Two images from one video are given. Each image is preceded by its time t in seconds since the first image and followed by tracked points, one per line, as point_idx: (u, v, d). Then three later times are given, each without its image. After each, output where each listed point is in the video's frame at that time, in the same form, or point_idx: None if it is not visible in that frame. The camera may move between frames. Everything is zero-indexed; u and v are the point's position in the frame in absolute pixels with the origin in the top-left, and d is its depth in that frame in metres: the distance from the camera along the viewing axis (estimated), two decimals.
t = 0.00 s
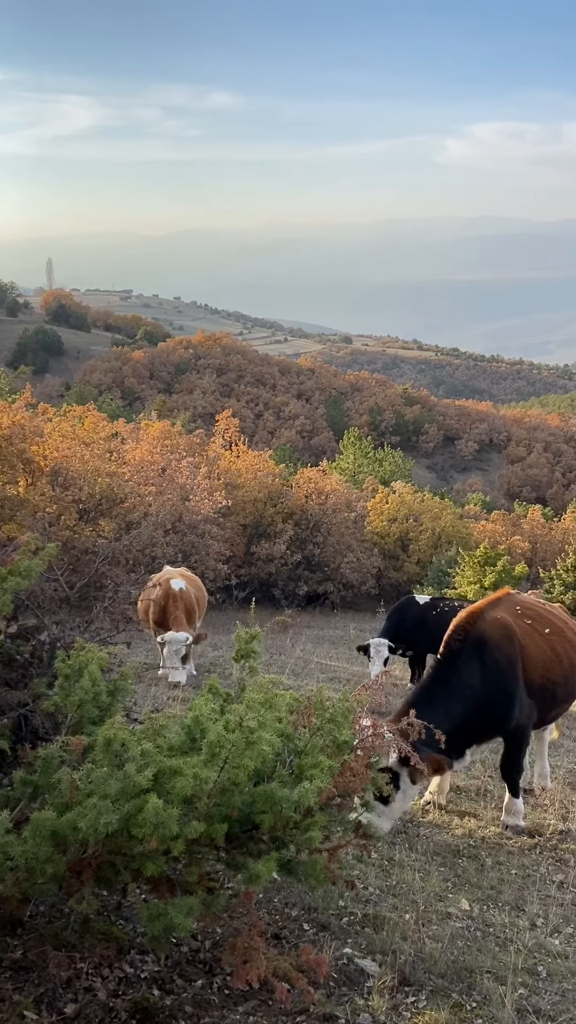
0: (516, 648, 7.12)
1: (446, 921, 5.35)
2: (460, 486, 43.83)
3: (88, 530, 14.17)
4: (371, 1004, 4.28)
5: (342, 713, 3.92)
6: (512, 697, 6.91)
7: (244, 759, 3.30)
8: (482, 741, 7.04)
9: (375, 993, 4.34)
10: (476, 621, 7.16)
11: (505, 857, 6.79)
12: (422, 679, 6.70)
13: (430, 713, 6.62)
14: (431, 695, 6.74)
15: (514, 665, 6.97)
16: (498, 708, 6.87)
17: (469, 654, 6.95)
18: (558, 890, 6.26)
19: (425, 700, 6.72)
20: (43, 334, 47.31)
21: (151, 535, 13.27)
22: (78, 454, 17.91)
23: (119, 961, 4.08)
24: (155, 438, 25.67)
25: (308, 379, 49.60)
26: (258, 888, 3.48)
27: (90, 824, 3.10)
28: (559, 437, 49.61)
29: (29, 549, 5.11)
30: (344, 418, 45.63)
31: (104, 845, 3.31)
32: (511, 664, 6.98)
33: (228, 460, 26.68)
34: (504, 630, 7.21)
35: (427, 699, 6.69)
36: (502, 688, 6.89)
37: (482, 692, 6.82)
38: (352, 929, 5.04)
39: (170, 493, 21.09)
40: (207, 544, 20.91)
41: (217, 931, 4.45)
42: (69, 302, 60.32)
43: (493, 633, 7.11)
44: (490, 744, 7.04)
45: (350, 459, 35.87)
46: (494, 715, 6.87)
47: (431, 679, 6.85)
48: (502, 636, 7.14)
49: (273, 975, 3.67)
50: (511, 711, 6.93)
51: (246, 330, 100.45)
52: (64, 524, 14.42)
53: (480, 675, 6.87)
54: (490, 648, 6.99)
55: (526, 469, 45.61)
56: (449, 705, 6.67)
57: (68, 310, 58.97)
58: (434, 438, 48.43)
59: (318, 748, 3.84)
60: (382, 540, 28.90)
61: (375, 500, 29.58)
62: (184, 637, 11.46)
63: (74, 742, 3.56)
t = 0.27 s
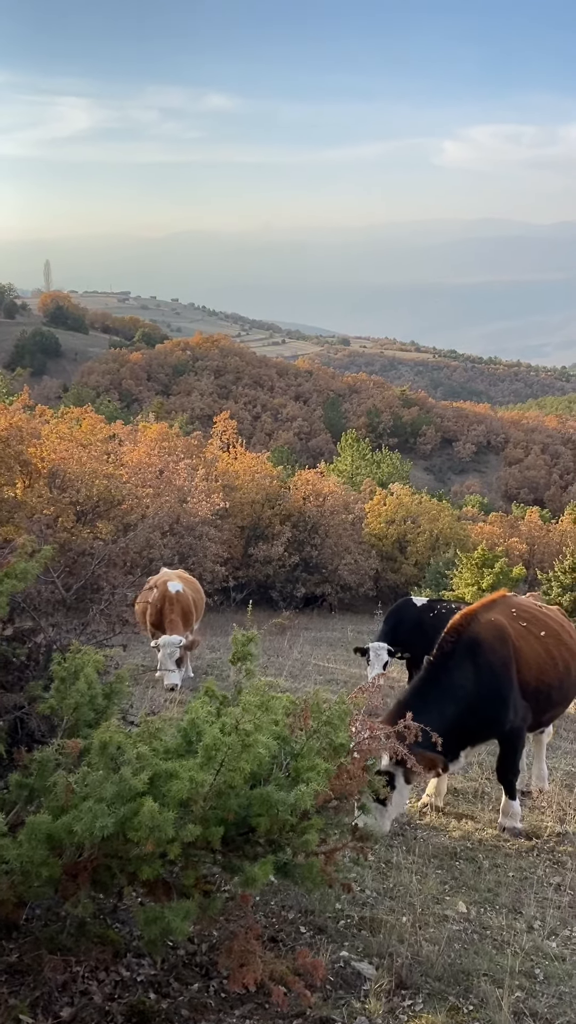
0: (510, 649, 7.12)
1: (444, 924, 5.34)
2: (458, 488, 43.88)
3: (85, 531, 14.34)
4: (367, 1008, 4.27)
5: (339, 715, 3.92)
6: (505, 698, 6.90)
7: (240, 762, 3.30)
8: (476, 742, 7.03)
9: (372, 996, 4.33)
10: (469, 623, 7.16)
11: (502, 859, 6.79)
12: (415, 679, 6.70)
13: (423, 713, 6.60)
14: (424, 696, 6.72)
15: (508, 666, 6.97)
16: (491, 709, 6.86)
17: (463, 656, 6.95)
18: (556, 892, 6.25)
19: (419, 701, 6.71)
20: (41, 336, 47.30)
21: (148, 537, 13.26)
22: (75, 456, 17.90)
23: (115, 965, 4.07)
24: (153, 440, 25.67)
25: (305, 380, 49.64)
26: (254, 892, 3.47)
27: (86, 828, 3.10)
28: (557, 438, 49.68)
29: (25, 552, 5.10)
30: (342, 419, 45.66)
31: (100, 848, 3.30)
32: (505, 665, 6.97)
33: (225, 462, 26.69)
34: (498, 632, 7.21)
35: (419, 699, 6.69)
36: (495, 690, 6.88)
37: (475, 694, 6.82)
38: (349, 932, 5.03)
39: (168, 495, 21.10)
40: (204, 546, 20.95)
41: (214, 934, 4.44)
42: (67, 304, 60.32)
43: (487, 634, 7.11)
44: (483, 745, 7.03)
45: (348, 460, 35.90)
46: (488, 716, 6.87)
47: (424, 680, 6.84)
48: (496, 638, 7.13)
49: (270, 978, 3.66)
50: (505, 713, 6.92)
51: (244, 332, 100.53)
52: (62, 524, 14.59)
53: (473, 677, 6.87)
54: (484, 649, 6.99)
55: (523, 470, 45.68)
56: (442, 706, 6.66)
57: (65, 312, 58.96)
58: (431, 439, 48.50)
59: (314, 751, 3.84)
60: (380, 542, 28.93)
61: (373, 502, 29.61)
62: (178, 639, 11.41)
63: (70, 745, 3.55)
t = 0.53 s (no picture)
0: (508, 654, 7.12)
1: (442, 929, 5.33)
2: (457, 491, 43.92)
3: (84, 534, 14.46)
4: (365, 1014, 4.26)
5: (337, 721, 3.91)
6: (502, 702, 6.89)
7: (239, 768, 3.30)
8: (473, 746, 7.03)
9: (370, 1002, 4.32)
10: (467, 627, 7.15)
11: (501, 863, 6.78)
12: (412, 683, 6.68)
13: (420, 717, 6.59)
14: (421, 699, 6.71)
15: (505, 671, 6.97)
16: (488, 714, 6.86)
17: (460, 660, 6.93)
18: (554, 897, 6.24)
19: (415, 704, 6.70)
20: (40, 339, 47.32)
21: (147, 541, 13.26)
22: (74, 459, 17.89)
23: (113, 971, 4.05)
24: (152, 443, 25.66)
25: (304, 383, 49.68)
26: (253, 898, 3.46)
27: (84, 834, 3.09)
28: (556, 442, 49.72)
29: (23, 557, 5.08)
30: (341, 422, 45.70)
31: (99, 855, 3.30)
32: (502, 670, 6.97)
33: (224, 464, 26.68)
34: (496, 637, 7.20)
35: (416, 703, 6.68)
36: (492, 695, 6.87)
37: (473, 698, 6.81)
38: (347, 938, 5.02)
39: (167, 499, 21.11)
40: (203, 549, 20.97)
41: (212, 940, 4.42)
42: (66, 307, 60.36)
43: (484, 639, 7.11)
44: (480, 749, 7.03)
45: (347, 463, 35.92)
46: (484, 721, 6.87)
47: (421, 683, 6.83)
48: (493, 642, 7.13)
49: (268, 986, 3.64)
50: (502, 717, 6.91)
51: (242, 335, 100.61)
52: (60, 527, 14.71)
53: (470, 681, 6.86)
54: (481, 653, 6.99)
55: (522, 473, 45.73)
56: (439, 710, 6.64)
57: (64, 315, 58.98)
58: (430, 442, 48.55)
59: (313, 756, 3.83)
60: (379, 545, 28.95)
61: (371, 505, 29.63)
62: (176, 643, 11.40)
63: (68, 750, 3.55)
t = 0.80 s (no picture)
0: (507, 661, 7.09)
1: (444, 937, 5.32)
2: (456, 496, 43.94)
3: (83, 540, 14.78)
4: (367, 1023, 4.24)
5: (339, 729, 3.90)
6: (501, 709, 6.87)
7: (241, 777, 3.29)
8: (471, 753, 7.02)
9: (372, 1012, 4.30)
10: (465, 634, 7.14)
11: (502, 871, 6.76)
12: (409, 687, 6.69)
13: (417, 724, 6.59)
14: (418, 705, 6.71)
15: (504, 678, 6.95)
16: (486, 721, 6.85)
17: (458, 667, 6.93)
18: (555, 905, 6.22)
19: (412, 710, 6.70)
20: (40, 343, 47.34)
21: (147, 546, 13.26)
22: (74, 463, 17.89)
23: (114, 980, 4.04)
24: (152, 448, 25.67)
25: (304, 388, 49.71)
26: (254, 908, 3.45)
27: (85, 844, 3.09)
28: (555, 446, 49.75)
29: (24, 564, 5.08)
30: (340, 427, 45.73)
31: (100, 865, 3.29)
32: (501, 677, 6.95)
33: (224, 469, 26.69)
34: (495, 643, 7.19)
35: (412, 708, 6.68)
36: (490, 702, 6.85)
37: (470, 704, 6.80)
38: (349, 947, 5.00)
39: (167, 503, 21.11)
40: (203, 553, 20.97)
41: (213, 949, 4.40)
42: (66, 312, 60.41)
43: (483, 645, 7.09)
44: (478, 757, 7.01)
45: (347, 468, 35.94)
46: (482, 728, 6.85)
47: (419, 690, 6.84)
48: (492, 649, 7.12)
49: (269, 996, 3.63)
50: (501, 724, 6.89)
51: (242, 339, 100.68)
52: (61, 534, 15.00)
53: (468, 687, 6.85)
54: (479, 660, 6.98)
55: (521, 478, 45.76)
56: (436, 717, 6.64)
57: (64, 319, 59.04)
58: (430, 447, 48.59)
59: (314, 765, 3.82)
60: (378, 549, 28.95)
61: (371, 509, 29.64)
62: (173, 647, 11.28)
63: (69, 759, 3.54)
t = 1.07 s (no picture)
0: (508, 668, 7.06)
1: (446, 946, 5.30)
2: (457, 501, 43.94)
3: (85, 547, 14.89)
4: None
5: (342, 739, 3.90)
6: (501, 717, 6.84)
7: (244, 787, 3.29)
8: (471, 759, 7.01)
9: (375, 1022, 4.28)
10: (464, 641, 7.13)
11: (504, 878, 6.74)
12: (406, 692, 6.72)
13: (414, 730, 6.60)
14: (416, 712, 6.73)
15: (504, 684, 6.92)
16: (485, 728, 6.83)
17: (457, 674, 6.93)
18: (558, 914, 6.20)
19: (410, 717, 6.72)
20: (40, 349, 47.42)
21: (147, 552, 13.26)
22: (75, 468, 17.91)
23: (116, 990, 4.03)
24: (152, 453, 25.69)
25: (304, 393, 49.78)
26: (257, 917, 3.45)
27: (89, 853, 3.09)
28: (555, 452, 49.77)
29: (27, 572, 5.07)
30: (341, 432, 45.77)
31: (103, 874, 3.28)
32: (502, 683, 6.92)
33: (225, 474, 26.70)
34: (494, 650, 7.17)
35: (410, 713, 6.70)
36: (490, 709, 6.82)
37: (469, 711, 6.80)
38: (351, 956, 4.98)
39: (167, 508, 21.12)
40: (203, 559, 20.97)
41: (215, 957, 4.38)
42: (67, 317, 60.54)
43: (483, 652, 7.07)
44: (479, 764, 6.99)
45: (347, 473, 35.96)
46: (482, 735, 6.83)
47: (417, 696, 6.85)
48: (492, 656, 7.10)
49: (272, 1006, 3.62)
50: (501, 732, 6.86)
51: (242, 345, 100.89)
52: (62, 541, 15.08)
53: (467, 694, 6.84)
54: (479, 667, 6.95)
55: (522, 483, 45.77)
56: (433, 723, 6.65)
57: (65, 325, 59.16)
58: (430, 452, 48.62)
59: (317, 774, 3.81)
60: (378, 555, 28.95)
61: (372, 515, 29.63)
62: (168, 653, 11.35)
63: (73, 767, 3.54)
